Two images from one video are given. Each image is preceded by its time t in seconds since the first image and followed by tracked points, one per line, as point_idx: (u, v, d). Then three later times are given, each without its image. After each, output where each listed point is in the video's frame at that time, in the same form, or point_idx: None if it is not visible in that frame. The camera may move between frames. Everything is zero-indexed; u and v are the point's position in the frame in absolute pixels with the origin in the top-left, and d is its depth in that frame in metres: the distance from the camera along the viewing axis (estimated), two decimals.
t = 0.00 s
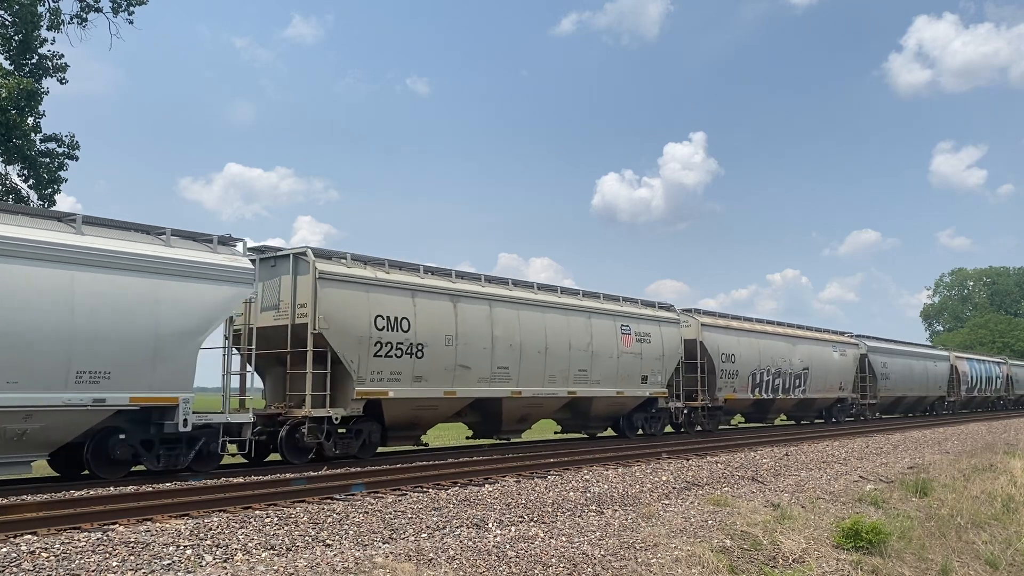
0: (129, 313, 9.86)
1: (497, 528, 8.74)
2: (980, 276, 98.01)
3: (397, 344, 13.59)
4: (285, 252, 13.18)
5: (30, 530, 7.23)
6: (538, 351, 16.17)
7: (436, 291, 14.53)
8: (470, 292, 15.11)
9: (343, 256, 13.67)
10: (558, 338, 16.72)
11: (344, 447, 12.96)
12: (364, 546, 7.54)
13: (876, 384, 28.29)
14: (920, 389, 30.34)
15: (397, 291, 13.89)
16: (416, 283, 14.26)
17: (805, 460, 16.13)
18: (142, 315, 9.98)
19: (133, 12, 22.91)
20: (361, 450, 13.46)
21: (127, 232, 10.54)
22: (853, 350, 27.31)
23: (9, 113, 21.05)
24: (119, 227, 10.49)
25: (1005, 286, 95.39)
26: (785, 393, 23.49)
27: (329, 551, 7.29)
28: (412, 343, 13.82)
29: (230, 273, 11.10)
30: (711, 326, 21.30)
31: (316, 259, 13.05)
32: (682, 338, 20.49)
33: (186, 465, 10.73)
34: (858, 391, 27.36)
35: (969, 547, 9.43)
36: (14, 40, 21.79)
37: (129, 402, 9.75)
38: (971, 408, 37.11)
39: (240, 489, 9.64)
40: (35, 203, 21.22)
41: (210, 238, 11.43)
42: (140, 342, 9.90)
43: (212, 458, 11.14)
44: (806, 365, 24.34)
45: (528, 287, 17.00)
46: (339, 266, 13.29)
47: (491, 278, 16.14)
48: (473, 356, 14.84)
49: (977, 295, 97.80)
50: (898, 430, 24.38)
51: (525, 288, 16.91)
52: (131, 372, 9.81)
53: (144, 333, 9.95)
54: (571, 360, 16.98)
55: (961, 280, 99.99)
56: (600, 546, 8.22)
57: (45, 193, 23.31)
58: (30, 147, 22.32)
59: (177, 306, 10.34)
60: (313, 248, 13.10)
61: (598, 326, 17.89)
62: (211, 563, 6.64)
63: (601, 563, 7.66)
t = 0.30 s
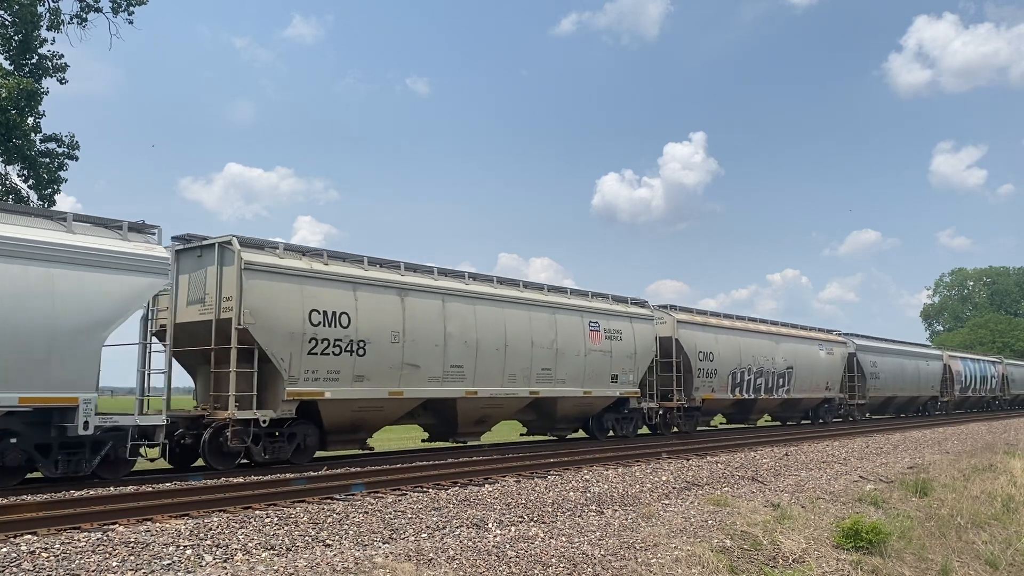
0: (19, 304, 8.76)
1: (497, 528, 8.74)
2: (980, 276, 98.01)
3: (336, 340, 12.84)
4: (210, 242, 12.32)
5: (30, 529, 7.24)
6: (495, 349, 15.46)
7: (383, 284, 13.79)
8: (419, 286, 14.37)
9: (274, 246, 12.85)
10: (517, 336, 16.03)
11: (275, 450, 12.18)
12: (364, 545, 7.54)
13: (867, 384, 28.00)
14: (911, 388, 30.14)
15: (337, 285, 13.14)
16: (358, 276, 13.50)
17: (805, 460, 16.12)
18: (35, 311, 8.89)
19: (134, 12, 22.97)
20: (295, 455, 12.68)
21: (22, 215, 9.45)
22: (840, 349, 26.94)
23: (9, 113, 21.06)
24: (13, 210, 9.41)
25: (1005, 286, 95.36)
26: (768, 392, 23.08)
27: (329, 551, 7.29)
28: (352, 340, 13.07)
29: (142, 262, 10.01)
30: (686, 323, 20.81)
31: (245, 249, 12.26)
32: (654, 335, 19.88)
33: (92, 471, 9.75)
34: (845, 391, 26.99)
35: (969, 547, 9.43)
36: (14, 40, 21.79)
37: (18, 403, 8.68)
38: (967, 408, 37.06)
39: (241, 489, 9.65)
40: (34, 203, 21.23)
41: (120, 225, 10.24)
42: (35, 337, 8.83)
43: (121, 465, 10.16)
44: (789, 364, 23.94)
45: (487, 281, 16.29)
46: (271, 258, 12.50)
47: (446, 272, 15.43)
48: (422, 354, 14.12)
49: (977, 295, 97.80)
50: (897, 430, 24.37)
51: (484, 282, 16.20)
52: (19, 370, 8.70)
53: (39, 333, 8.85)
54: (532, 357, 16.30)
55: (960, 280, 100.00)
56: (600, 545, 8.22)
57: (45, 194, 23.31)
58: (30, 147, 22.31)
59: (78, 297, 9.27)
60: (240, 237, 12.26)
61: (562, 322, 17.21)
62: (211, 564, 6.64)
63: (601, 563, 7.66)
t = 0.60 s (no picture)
0: None
1: (497, 528, 8.74)
2: (980, 276, 98.04)
3: (264, 337, 11.88)
4: (124, 229, 11.33)
5: (30, 529, 7.24)
6: (446, 346, 14.55)
7: (319, 276, 12.84)
8: (360, 278, 13.41)
9: (196, 234, 11.85)
10: (471, 332, 15.11)
11: (195, 455, 11.22)
12: (364, 545, 7.54)
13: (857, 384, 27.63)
14: (901, 388, 29.88)
15: (266, 276, 12.15)
16: (290, 267, 12.52)
17: (805, 460, 16.13)
18: None
19: (135, 13, 23.03)
20: (218, 461, 11.62)
21: None
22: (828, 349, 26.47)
23: (9, 113, 21.06)
24: None
25: (1004, 286, 95.36)
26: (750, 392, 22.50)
27: (328, 551, 7.29)
28: (282, 336, 12.09)
29: (16, 244, 8.82)
30: (659, 320, 19.93)
31: (160, 236, 11.25)
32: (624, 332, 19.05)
33: None
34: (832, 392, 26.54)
35: (969, 547, 9.43)
36: (14, 40, 21.78)
37: None
38: (964, 409, 37.02)
39: (241, 489, 9.66)
40: (33, 203, 21.25)
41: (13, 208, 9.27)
42: None
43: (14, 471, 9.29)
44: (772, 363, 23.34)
45: (439, 275, 15.37)
46: (190, 247, 11.49)
47: (393, 264, 14.49)
48: (363, 352, 13.16)
49: (977, 295, 97.85)
50: (897, 430, 24.37)
51: (437, 276, 15.28)
52: None
53: None
54: (487, 355, 15.41)
55: (960, 280, 100.05)
56: (600, 545, 8.22)
57: (45, 194, 23.33)
58: (30, 147, 22.32)
59: None
60: (156, 224, 11.27)
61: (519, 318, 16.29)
62: (211, 563, 6.64)
63: (601, 563, 7.66)
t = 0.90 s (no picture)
0: None
1: (497, 528, 8.74)
2: (980, 276, 98.09)
3: (183, 332, 10.87)
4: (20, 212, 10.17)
5: (29, 529, 7.23)
6: (393, 343, 13.62)
7: (249, 267, 11.84)
8: (293, 271, 12.39)
9: (102, 219, 10.70)
10: (419, 328, 14.16)
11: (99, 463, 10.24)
12: (364, 546, 7.54)
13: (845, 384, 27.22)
14: (894, 388, 29.61)
15: (183, 268, 11.07)
16: (213, 257, 11.44)
17: (805, 460, 16.12)
18: None
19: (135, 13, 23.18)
20: (127, 467, 10.63)
21: None
22: (813, 349, 25.97)
23: (9, 112, 21.05)
24: None
25: (1005, 286, 95.32)
26: (727, 393, 21.89)
27: (329, 551, 7.29)
28: (201, 333, 11.06)
29: None
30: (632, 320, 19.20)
31: (57, 221, 10.08)
32: (591, 329, 18.19)
33: None
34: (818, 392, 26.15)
35: (970, 547, 9.43)
36: (14, 40, 21.80)
37: None
38: (962, 411, 36.95)
39: (241, 488, 9.68)
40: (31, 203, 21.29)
41: None
42: None
43: None
44: (750, 364, 22.67)
45: (386, 267, 14.38)
46: (93, 234, 10.34)
47: (333, 255, 13.50)
48: (297, 350, 12.18)
49: (977, 295, 97.92)
50: (897, 430, 24.37)
51: (384, 268, 14.31)
52: None
53: None
54: (439, 354, 14.49)
55: (960, 280, 100.11)
56: (600, 545, 8.23)
57: (45, 194, 23.31)
58: (30, 147, 22.32)
59: None
60: (53, 206, 10.10)
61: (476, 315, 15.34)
62: (210, 564, 6.64)
63: (602, 563, 7.65)
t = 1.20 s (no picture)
0: None
1: (496, 528, 9.92)
2: (981, 277, 99.21)
3: (210, 333, 11.18)
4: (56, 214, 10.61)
5: (30, 529, 8.42)
6: (409, 344, 13.87)
7: (270, 269, 12.15)
8: (316, 272, 12.77)
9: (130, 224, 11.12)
10: (438, 330, 14.46)
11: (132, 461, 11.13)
12: (363, 545, 8.72)
13: (863, 383, 27.56)
14: (883, 387, 28.52)
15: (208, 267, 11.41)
16: (236, 258, 11.79)
17: (805, 460, 17.28)
18: None
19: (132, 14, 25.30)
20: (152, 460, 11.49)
21: None
22: (833, 348, 26.44)
23: (10, 113, 22.30)
24: None
25: (1005, 286, 96.47)
26: (760, 390, 22.58)
27: (327, 551, 8.47)
28: (226, 331, 11.35)
29: None
30: (643, 315, 19.53)
31: (85, 224, 10.54)
32: (635, 331, 18.86)
33: None
34: (842, 391, 26.46)
35: (970, 547, 10.58)
36: (14, 40, 23.53)
37: None
38: (965, 408, 37.87)
39: (241, 490, 10.95)
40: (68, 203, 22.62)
41: None
42: None
43: None
44: (780, 361, 23.43)
45: (401, 269, 14.68)
46: (121, 235, 10.75)
47: (350, 257, 13.84)
48: (319, 349, 12.50)
49: (977, 295, 99.08)
50: (899, 430, 25.51)
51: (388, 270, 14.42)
52: None
53: None
54: (459, 355, 14.78)
55: (961, 280, 101.28)
56: (601, 546, 9.41)
57: (45, 193, 24.67)
58: (30, 147, 23.65)
59: None
60: (83, 211, 10.58)
61: (494, 318, 15.71)
62: (211, 563, 7.82)
63: (601, 563, 8.81)
